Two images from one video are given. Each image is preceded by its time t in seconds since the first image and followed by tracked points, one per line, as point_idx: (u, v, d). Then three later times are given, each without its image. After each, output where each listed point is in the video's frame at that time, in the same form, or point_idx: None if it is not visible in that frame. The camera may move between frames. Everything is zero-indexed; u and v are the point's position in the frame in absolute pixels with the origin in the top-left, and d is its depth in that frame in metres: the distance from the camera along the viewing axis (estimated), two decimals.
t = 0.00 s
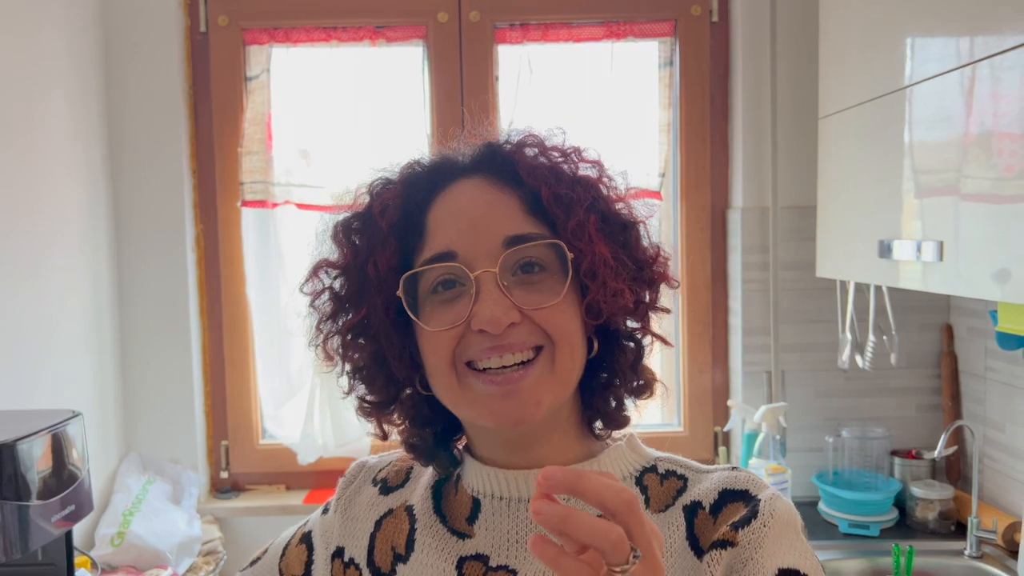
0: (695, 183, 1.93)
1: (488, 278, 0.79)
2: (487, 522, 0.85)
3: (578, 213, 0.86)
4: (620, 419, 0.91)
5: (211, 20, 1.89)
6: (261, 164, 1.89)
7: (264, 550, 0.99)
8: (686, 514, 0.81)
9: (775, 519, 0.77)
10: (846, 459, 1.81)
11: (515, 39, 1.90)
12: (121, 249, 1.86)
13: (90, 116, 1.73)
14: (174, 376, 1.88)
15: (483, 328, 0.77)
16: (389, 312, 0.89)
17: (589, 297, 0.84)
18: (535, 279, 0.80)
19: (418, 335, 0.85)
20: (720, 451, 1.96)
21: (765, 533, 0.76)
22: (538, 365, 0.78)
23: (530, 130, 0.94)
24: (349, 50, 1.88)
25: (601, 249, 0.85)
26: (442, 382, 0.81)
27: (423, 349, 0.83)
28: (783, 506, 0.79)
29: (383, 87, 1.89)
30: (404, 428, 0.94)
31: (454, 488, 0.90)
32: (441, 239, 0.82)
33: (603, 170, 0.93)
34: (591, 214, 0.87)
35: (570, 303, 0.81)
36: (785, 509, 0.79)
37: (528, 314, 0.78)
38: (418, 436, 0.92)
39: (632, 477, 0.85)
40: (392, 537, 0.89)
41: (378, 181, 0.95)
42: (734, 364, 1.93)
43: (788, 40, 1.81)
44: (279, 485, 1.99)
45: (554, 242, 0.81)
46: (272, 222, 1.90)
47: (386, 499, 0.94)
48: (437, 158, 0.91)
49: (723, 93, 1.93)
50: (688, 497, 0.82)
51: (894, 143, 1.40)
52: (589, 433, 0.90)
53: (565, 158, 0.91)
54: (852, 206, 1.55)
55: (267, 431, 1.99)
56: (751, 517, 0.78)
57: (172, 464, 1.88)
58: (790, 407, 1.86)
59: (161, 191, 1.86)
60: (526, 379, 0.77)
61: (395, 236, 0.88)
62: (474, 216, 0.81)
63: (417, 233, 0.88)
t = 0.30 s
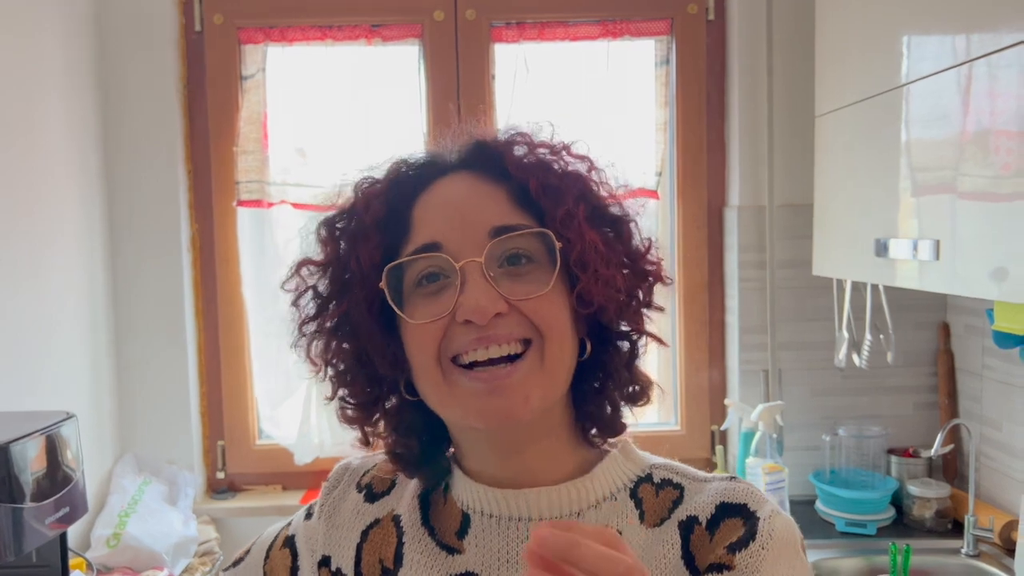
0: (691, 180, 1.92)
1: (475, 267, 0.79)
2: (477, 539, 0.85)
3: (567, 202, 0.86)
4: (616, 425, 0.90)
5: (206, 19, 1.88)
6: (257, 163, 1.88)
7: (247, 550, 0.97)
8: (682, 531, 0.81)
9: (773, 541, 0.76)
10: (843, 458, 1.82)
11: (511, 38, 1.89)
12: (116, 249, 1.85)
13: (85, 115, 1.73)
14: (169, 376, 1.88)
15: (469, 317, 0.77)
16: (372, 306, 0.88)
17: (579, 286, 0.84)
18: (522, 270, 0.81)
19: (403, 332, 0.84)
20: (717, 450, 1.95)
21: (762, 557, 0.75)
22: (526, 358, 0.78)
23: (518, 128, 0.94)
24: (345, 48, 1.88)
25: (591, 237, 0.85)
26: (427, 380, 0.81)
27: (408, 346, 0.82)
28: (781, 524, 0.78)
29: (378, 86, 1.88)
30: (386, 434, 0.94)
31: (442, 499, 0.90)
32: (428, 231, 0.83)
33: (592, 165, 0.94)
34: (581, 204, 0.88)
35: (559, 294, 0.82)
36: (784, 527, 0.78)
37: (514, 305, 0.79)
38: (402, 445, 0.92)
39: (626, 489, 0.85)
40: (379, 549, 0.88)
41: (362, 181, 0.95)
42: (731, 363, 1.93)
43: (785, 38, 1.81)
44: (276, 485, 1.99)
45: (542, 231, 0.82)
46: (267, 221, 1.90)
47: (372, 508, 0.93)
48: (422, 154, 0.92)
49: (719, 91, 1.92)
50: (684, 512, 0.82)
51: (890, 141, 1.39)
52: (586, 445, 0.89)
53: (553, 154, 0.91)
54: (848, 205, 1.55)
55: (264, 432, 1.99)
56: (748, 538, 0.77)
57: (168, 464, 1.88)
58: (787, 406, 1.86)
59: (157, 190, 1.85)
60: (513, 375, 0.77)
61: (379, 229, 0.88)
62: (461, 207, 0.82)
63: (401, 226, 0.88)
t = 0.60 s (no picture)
0: (689, 178, 1.92)
1: (459, 279, 0.79)
2: (469, 526, 0.85)
3: (546, 209, 0.86)
4: (600, 410, 0.91)
5: (204, 16, 1.88)
6: (255, 161, 1.88)
7: (247, 559, 0.96)
8: (671, 512, 0.81)
9: (758, 515, 0.77)
10: (840, 455, 1.84)
11: (509, 36, 1.90)
12: (114, 245, 1.85)
13: (82, 112, 1.72)
14: (167, 374, 1.88)
15: (457, 330, 0.77)
16: (361, 321, 0.89)
17: (562, 295, 0.84)
18: (505, 278, 0.81)
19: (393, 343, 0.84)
20: (715, 448, 1.96)
21: (749, 529, 0.76)
22: (515, 365, 0.79)
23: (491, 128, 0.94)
24: (342, 46, 1.88)
25: (570, 244, 0.85)
26: (419, 390, 0.81)
27: (399, 358, 0.83)
28: (766, 502, 0.79)
29: (376, 84, 1.88)
30: (382, 438, 0.94)
31: (436, 492, 0.90)
32: (410, 242, 0.82)
33: (568, 165, 0.93)
34: (558, 209, 0.88)
35: (543, 298, 0.82)
36: (769, 504, 0.79)
37: (501, 313, 0.78)
38: (398, 445, 0.92)
39: (615, 476, 0.85)
40: (375, 542, 0.89)
41: (339, 190, 0.93)
42: (728, 361, 1.93)
43: (783, 36, 1.81)
44: (274, 482, 1.99)
45: (524, 240, 0.82)
46: (265, 219, 1.89)
47: (368, 504, 0.94)
48: (397, 163, 0.91)
49: (717, 90, 1.93)
50: (672, 495, 0.83)
51: (888, 140, 1.40)
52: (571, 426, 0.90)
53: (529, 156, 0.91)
54: (846, 204, 1.56)
55: (261, 428, 1.99)
56: (735, 513, 0.78)
57: (166, 461, 1.88)
58: (784, 404, 1.86)
59: (155, 187, 1.85)
60: (504, 381, 0.77)
61: (361, 243, 0.89)
62: (442, 217, 0.81)
63: (384, 236, 0.88)
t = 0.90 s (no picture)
0: (688, 176, 1.92)
1: (450, 262, 0.79)
2: (464, 522, 0.85)
3: (534, 194, 0.86)
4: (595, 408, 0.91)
5: (203, 12, 1.88)
6: (254, 158, 1.88)
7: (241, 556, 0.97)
8: (666, 511, 0.81)
9: (754, 515, 0.77)
10: (838, 454, 1.83)
11: (509, 33, 1.89)
12: (113, 242, 1.85)
13: (82, 108, 1.72)
14: (165, 371, 1.88)
15: (447, 311, 0.77)
16: (354, 310, 0.89)
17: (550, 275, 0.84)
18: (496, 264, 0.81)
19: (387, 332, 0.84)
20: (713, 446, 1.96)
21: (744, 530, 0.76)
22: (506, 350, 0.78)
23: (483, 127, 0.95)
24: (342, 43, 1.88)
25: (559, 226, 0.86)
26: (411, 375, 0.81)
27: (391, 345, 0.82)
28: (762, 502, 0.79)
29: (375, 81, 1.88)
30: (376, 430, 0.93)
31: (431, 489, 0.90)
32: (402, 231, 0.83)
33: (558, 157, 0.93)
34: (547, 195, 0.88)
35: (534, 284, 0.82)
36: (764, 504, 0.79)
37: (492, 296, 0.79)
38: (391, 439, 0.92)
39: (611, 474, 0.85)
40: (368, 538, 0.89)
41: (335, 188, 0.94)
42: (727, 359, 1.93)
43: (782, 35, 1.81)
44: (272, 479, 1.99)
45: (512, 224, 0.82)
46: (263, 216, 1.89)
47: (362, 500, 0.94)
48: (391, 160, 0.92)
49: (717, 88, 1.93)
50: (667, 494, 0.82)
51: (887, 139, 1.40)
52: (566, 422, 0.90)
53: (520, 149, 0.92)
54: (845, 203, 1.56)
55: (260, 425, 1.99)
56: (731, 513, 0.78)
57: (164, 457, 1.88)
58: (783, 403, 1.86)
59: (154, 183, 1.85)
60: (494, 364, 0.77)
61: (354, 232, 0.89)
62: (433, 206, 0.82)
63: (377, 228, 0.88)
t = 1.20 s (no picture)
0: (688, 175, 1.92)
1: (441, 232, 0.80)
2: (453, 532, 0.83)
3: (535, 175, 0.87)
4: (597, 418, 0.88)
5: (203, 9, 1.87)
6: (253, 154, 1.88)
7: (231, 541, 0.96)
8: (664, 523, 0.79)
9: (756, 534, 0.75)
10: (837, 454, 1.82)
11: (509, 31, 1.89)
12: (112, 239, 1.85)
13: (82, 105, 1.72)
14: (163, 368, 1.87)
15: (435, 277, 0.78)
16: (346, 290, 0.89)
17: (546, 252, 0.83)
18: (490, 242, 0.81)
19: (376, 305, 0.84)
20: (711, 446, 1.95)
21: (745, 550, 0.74)
22: (494, 331, 0.77)
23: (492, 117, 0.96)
24: (343, 40, 1.87)
25: (558, 206, 0.85)
26: (397, 349, 0.80)
27: (380, 319, 0.83)
28: (766, 514, 0.77)
29: (374, 78, 1.88)
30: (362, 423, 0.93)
31: (420, 492, 0.88)
32: (399, 207, 0.84)
33: (565, 148, 0.93)
34: (550, 178, 0.88)
35: (527, 265, 0.81)
36: (769, 518, 0.76)
37: (480, 267, 0.79)
38: (374, 433, 0.91)
39: (607, 481, 0.83)
40: (355, 543, 0.87)
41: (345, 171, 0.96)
42: (726, 359, 1.92)
43: (783, 34, 1.81)
44: (269, 476, 1.98)
45: (510, 203, 0.82)
46: (263, 213, 1.89)
47: (349, 502, 0.91)
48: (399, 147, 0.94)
49: (718, 88, 1.92)
50: (666, 503, 0.80)
51: (887, 139, 1.39)
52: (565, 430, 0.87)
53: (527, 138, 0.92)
54: (845, 203, 1.55)
55: (259, 423, 1.98)
56: (733, 530, 0.76)
57: (161, 454, 1.87)
58: (782, 403, 1.86)
59: (153, 180, 1.84)
60: (481, 344, 0.76)
61: (354, 210, 0.89)
62: (431, 183, 0.83)
63: (378, 208, 0.89)
